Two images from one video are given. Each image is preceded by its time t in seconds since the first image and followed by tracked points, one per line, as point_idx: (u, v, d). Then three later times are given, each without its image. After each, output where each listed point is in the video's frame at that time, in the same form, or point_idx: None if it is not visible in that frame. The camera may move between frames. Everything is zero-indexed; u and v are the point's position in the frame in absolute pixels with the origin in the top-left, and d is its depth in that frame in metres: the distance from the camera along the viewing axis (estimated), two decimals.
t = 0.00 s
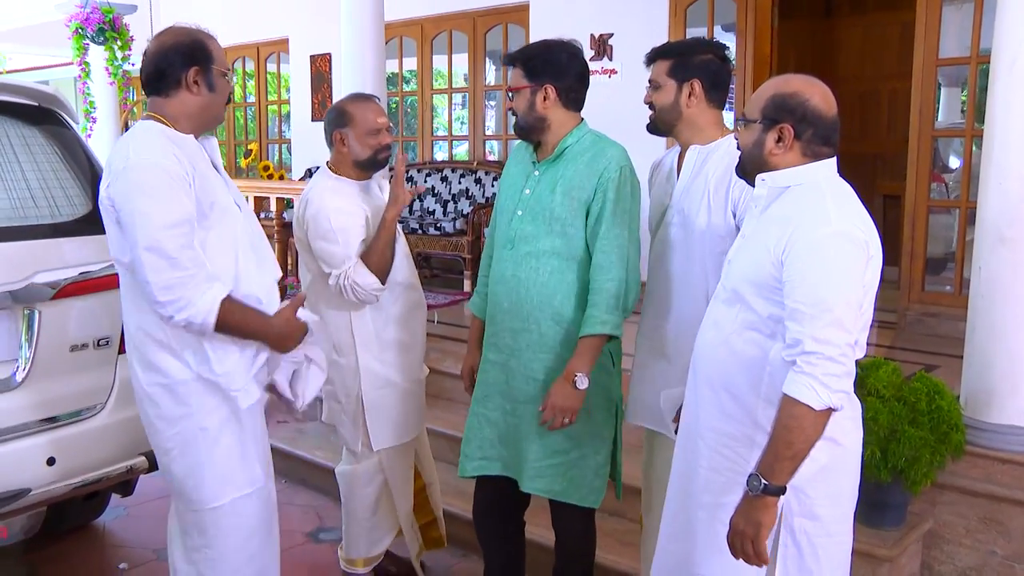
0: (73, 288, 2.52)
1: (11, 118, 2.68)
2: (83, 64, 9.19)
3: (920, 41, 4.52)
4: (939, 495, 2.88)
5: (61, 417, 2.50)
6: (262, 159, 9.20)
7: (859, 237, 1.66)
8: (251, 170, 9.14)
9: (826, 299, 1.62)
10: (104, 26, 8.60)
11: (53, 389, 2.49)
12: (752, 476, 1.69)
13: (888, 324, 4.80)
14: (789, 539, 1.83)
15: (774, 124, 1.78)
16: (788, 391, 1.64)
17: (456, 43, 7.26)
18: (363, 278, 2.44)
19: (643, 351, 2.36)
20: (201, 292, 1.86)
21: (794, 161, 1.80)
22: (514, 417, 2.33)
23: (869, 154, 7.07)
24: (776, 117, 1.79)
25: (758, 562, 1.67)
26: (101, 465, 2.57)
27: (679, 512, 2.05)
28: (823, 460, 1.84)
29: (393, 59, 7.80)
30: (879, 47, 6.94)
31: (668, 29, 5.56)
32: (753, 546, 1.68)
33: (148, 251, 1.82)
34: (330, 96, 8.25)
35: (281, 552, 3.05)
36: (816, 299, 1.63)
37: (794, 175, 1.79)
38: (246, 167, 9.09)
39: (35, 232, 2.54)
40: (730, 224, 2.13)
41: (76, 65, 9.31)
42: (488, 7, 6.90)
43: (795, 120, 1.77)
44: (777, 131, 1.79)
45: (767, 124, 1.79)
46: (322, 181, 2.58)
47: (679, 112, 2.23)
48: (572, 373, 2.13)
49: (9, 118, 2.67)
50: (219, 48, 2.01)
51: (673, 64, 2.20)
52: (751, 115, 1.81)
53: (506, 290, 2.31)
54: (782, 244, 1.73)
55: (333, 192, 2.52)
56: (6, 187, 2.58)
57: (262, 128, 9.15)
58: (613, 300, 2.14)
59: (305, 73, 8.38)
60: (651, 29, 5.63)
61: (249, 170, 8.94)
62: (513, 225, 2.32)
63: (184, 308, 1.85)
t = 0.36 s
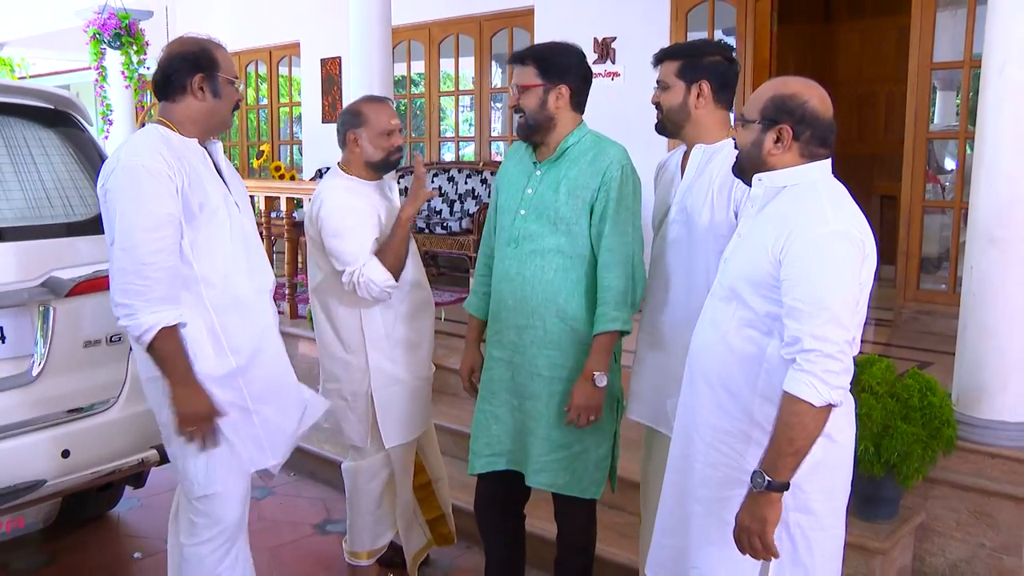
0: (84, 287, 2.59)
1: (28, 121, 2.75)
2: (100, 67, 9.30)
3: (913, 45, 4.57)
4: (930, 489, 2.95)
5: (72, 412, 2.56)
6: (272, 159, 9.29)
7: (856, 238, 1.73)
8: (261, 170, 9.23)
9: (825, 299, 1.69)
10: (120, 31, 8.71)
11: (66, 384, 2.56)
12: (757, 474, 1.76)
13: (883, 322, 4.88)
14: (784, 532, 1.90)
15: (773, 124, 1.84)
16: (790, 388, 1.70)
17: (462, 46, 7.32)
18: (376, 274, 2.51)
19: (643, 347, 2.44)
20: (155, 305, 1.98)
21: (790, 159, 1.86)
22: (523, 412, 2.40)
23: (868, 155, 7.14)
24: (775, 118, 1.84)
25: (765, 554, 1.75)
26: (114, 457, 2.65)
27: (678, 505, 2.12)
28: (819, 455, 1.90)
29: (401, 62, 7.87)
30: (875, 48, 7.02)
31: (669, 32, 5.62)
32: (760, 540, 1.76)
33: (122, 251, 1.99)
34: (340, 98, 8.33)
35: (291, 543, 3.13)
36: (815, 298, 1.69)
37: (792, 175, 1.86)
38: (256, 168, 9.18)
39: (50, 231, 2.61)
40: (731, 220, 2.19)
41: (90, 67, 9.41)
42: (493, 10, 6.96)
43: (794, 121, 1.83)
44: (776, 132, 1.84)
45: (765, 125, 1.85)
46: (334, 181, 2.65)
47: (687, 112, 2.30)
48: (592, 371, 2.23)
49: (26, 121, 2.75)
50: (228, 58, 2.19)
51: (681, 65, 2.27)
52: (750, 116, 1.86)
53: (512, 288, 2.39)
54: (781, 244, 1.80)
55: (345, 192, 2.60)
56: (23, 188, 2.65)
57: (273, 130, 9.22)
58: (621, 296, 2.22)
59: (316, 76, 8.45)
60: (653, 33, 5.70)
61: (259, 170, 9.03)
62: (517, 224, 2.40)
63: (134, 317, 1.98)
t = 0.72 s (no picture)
0: (96, 283, 2.65)
1: (39, 121, 2.81)
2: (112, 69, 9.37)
3: (910, 47, 4.64)
4: (925, 484, 3.00)
5: (89, 404, 2.64)
6: (281, 158, 9.35)
7: (863, 243, 1.74)
8: (270, 170, 9.29)
9: (830, 301, 1.70)
10: (132, 33, 8.70)
11: (78, 378, 2.61)
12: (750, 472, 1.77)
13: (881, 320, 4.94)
14: (782, 530, 1.91)
15: (801, 121, 1.83)
16: (785, 388, 1.72)
17: (468, 48, 7.35)
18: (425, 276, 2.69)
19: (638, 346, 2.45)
20: (144, 298, 2.04)
21: (814, 155, 1.86)
22: (532, 411, 2.43)
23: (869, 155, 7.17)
24: (802, 116, 1.84)
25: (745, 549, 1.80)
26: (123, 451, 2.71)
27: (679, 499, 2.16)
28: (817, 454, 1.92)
29: (408, 63, 7.91)
30: (874, 48, 7.06)
31: (670, 32, 5.68)
32: (745, 535, 1.80)
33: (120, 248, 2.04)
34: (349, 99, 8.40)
35: (296, 536, 3.19)
36: (820, 302, 1.70)
37: (808, 176, 1.86)
38: (265, 167, 9.25)
39: (62, 229, 2.65)
40: (726, 221, 2.16)
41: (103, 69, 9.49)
42: (498, 12, 6.99)
43: (821, 118, 1.83)
44: (802, 129, 1.84)
45: (792, 122, 1.84)
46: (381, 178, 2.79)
47: (729, 117, 2.23)
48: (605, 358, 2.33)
49: (38, 121, 2.81)
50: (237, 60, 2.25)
51: (726, 69, 2.18)
52: (776, 113, 1.85)
53: (518, 290, 2.39)
54: (788, 245, 1.81)
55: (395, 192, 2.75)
56: (36, 187, 2.70)
57: (282, 130, 9.24)
58: (627, 287, 2.32)
59: (325, 77, 8.51)
60: (656, 34, 5.76)
61: (268, 170, 9.10)
62: (516, 227, 2.39)
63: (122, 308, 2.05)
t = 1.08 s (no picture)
0: (107, 280, 2.71)
1: (52, 122, 2.88)
2: (124, 70, 9.49)
3: (905, 50, 4.71)
4: (916, 478, 3.07)
5: (97, 399, 2.69)
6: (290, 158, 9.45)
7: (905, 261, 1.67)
8: (279, 170, 9.40)
9: (883, 317, 1.61)
10: (144, 36, 8.85)
11: (90, 372, 2.68)
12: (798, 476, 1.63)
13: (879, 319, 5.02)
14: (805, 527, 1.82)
15: (842, 141, 1.73)
16: (843, 398, 1.61)
17: (472, 49, 7.31)
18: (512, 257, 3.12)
19: (635, 350, 2.51)
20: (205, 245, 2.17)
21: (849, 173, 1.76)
22: (525, 408, 2.46)
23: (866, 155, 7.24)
24: (843, 134, 1.73)
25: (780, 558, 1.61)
26: (130, 443, 2.77)
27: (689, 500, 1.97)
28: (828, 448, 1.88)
29: (414, 65, 7.88)
30: (870, 47, 7.12)
31: (670, 34, 5.75)
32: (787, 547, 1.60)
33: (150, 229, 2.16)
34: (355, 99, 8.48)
35: (302, 528, 3.27)
36: (873, 318, 1.61)
37: (830, 190, 1.75)
38: (274, 167, 9.35)
39: (73, 227, 2.73)
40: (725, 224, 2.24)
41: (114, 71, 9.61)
42: (502, 14, 6.92)
43: (859, 136, 1.75)
44: (843, 148, 1.74)
45: (836, 141, 1.73)
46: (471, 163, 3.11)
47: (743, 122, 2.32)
48: (597, 336, 2.50)
49: (49, 121, 2.88)
50: (193, 60, 2.26)
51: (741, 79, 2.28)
52: (820, 132, 1.72)
53: (507, 289, 2.41)
54: (827, 253, 1.69)
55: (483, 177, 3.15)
56: (48, 186, 2.77)
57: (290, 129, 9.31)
58: (608, 270, 2.46)
59: (332, 78, 8.60)
60: (657, 36, 5.83)
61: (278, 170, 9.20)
62: (499, 227, 2.39)
63: (197, 261, 2.16)
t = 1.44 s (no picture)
0: (101, 276, 2.70)
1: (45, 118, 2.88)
2: (122, 67, 9.47)
3: (903, 47, 4.70)
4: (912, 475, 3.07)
5: (91, 396, 2.69)
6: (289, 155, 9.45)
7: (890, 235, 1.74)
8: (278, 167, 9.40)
9: (888, 282, 1.68)
10: (142, 32, 8.82)
11: (83, 368, 2.68)
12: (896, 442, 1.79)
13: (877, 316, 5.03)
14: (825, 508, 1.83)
15: (798, 129, 1.78)
16: (893, 365, 1.70)
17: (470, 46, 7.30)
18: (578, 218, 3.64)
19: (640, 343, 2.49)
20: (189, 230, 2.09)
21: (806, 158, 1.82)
22: (512, 404, 2.49)
23: (862, 152, 7.23)
24: (796, 123, 1.79)
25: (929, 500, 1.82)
26: (125, 440, 2.77)
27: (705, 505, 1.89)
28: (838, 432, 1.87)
29: (412, 62, 7.89)
30: (869, 44, 7.11)
31: (668, 31, 5.74)
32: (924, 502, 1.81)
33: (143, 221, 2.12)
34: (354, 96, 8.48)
35: (298, 524, 3.27)
36: (884, 284, 1.68)
37: (799, 174, 1.78)
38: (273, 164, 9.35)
39: (66, 224, 2.73)
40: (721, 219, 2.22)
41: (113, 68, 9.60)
42: (500, 11, 6.92)
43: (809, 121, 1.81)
44: (800, 135, 1.79)
45: (792, 131, 1.78)
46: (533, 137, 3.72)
47: (681, 114, 2.34)
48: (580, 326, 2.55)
49: (43, 118, 2.88)
50: (208, 59, 2.26)
51: (670, 71, 2.29)
52: (776, 125, 1.76)
53: (494, 288, 2.43)
54: (831, 237, 1.70)
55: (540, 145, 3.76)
56: (41, 183, 2.77)
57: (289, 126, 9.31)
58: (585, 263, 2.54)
59: (332, 75, 8.58)
60: (655, 32, 5.81)
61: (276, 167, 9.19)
62: (483, 226, 2.41)
63: (179, 252, 2.08)
